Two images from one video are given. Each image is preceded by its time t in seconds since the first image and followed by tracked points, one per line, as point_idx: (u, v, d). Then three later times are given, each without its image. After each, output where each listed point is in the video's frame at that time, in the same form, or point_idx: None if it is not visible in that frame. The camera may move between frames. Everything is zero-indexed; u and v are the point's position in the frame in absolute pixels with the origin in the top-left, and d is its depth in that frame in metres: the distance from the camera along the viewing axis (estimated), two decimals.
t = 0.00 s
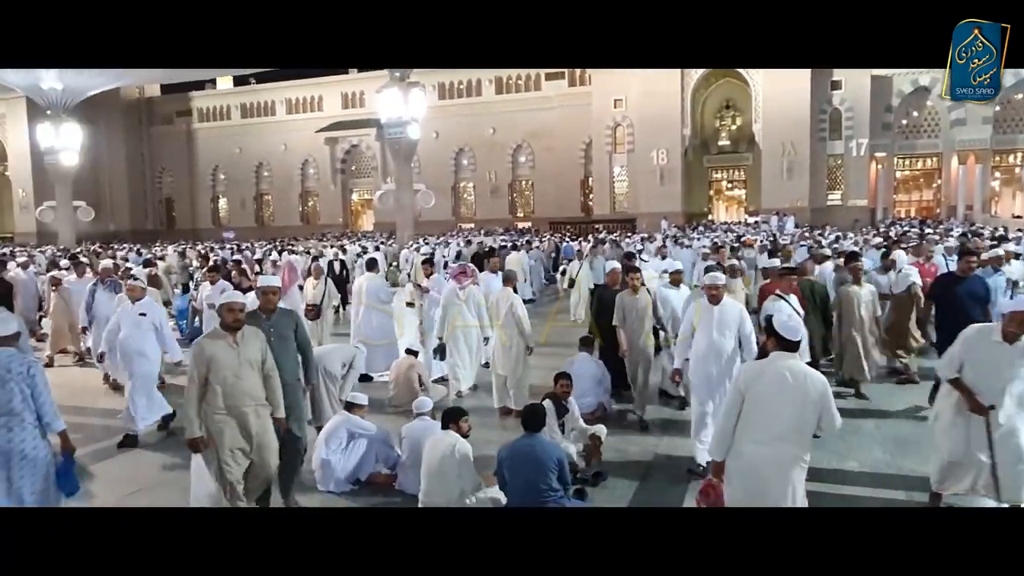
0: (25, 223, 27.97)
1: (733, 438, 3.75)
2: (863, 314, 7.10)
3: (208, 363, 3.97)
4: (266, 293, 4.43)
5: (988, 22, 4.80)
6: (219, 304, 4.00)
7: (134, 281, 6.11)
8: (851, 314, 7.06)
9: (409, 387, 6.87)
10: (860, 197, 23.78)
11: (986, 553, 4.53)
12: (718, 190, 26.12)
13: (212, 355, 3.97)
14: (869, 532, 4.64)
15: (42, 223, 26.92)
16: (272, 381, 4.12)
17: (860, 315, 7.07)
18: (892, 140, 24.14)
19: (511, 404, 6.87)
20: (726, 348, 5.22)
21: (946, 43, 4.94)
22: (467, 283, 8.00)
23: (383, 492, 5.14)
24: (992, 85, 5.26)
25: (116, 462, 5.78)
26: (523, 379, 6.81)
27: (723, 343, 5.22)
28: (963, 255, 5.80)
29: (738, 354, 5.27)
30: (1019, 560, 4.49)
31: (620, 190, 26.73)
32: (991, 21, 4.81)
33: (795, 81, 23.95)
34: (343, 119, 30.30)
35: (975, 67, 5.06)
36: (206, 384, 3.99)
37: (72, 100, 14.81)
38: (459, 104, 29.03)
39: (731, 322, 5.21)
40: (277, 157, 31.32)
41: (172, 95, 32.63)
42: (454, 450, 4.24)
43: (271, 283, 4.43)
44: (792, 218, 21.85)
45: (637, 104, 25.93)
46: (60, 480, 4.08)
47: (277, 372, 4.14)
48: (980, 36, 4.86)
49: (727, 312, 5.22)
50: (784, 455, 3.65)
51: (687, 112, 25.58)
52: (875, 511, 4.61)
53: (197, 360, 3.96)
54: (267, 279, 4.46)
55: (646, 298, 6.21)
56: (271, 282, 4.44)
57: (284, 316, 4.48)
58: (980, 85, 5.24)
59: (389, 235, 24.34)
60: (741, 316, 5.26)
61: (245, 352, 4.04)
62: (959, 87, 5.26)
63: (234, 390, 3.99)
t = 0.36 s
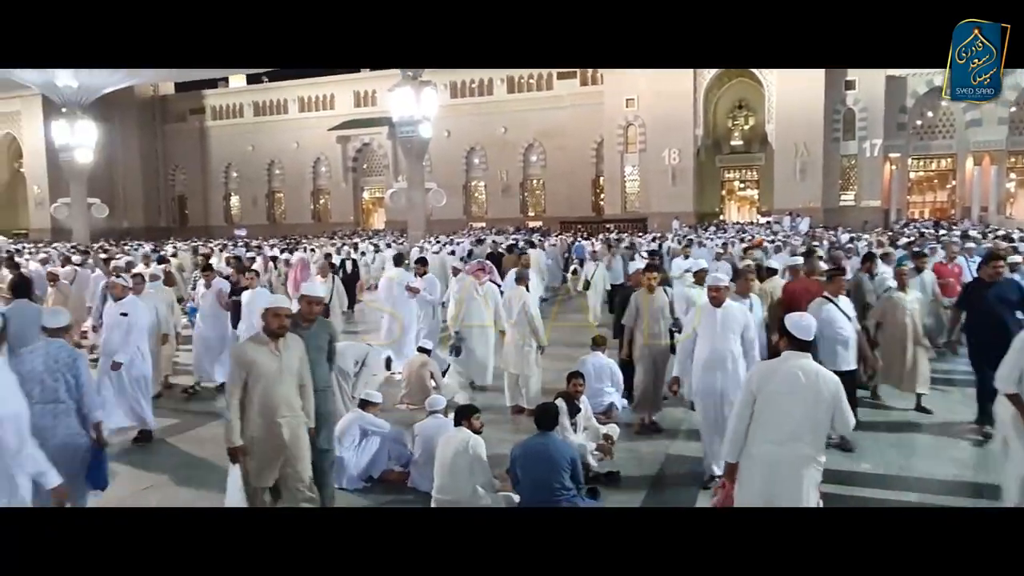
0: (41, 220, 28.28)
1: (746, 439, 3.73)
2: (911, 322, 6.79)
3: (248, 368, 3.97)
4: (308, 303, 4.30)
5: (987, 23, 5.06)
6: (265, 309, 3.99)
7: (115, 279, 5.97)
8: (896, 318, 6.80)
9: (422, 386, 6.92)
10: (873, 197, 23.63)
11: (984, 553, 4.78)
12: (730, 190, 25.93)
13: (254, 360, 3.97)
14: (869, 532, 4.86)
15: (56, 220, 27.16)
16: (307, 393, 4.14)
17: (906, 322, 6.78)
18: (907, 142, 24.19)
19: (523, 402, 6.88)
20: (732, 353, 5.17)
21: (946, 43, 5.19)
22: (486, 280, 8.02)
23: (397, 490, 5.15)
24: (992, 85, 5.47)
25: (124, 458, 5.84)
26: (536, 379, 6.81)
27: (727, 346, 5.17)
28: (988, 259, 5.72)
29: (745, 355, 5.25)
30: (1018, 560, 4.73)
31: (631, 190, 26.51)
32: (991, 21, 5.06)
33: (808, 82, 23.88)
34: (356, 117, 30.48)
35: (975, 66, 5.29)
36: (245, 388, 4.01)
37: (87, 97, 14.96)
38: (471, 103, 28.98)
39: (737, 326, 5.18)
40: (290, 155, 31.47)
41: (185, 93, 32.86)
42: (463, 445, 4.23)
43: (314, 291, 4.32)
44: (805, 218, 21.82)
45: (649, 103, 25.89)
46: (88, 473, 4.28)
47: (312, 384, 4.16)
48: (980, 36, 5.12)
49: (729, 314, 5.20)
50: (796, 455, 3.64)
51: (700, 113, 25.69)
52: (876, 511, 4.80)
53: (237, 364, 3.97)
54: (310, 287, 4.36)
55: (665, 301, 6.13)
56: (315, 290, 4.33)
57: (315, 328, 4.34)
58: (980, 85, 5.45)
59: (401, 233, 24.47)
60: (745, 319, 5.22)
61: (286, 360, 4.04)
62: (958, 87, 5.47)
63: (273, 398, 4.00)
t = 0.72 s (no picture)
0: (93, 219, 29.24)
1: (789, 441, 3.67)
2: (984, 328, 6.28)
3: (328, 366, 3.95)
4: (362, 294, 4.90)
5: (988, 22, 4.72)
6: (346, 306, 4.00)
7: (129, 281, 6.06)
8: (970, 326, 6.27)
9: (462, 385, 7.00)
10: (922, 197, 22.95)
11: (989, 551, 4.61)
12: (773, 189, 25.62)
13: (335, 358, 3.95)
14: (872, 534, 4.72)
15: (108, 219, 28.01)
16: (388, 392, 4.13)
17: (979, 331, 6.27)
18: (958, 139, 23.19)
19: (563, 402, 6.85)
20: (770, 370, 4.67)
21: (946, 44, 4.84)
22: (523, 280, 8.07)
23: (438, 487, 5.20)
24: (992, 85, 5.23)
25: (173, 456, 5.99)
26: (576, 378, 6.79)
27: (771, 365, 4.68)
28: None
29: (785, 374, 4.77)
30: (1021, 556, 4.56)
31: (671, 189, 26.29)
32: (991, 21, 4.72)
33: (855, 78, 23.31)
34: (396, 118, 30.76)
35: (975, 67, 4.99)
36: (323, 387, 3.97)
37: (137, 100, 15.39)
38: (510, 103, 29.07)
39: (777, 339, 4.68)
40: (331, 156, 31.89)
41: (231, 95, 33.58)
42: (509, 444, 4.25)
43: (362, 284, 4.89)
44: (851, 218, 21.33)
45: (690, 101, 25.60)
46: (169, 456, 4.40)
47: (394, 384, 4.16)
48: (980, 36, 4.77)
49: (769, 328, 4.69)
50: (841, 457, 3.57)
51: (743, 110, 25.23)
52: (876, 512, 4.71)
53: (318, 362, 3.94)
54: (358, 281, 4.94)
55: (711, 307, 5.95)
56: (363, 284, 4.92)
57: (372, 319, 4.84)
58: (980, 85, 5.22)
59: (440, 233, 24.65)
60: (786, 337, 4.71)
61: (366, 358, 4.04)
62: (958, 87, 5.23)
63: (354, 398, 3.98)
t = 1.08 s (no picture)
0: (156, 218, 30.31)
1: (848, 444, 3.58)
2: None
3: (411, 377, 3.88)
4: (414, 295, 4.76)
5: (988, 22, 4.35)
6: (423, 312, 3.91)
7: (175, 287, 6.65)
8: None
9: (513, 382, 7.04)
10: (991, 192, 21.97)
11: None
12: (831, 184, 25.09)
13: (418, 367, 3.88)
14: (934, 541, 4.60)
15: (171, 220, 28.96)
16: (473, 400, 4.04)
17: None
18: None
19: (615, 401, 6.82)
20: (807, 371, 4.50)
21: (946, 44, 4.49)
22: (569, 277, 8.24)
23: (488, 484, 5.23)
24: (992, 85, 4.99)
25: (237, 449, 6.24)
26: (627, 377, 6.76)
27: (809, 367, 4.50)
28: None
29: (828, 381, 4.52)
30: None
31: (724, 186, 25.85)
32: (993, 20, 4.35)
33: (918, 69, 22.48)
34: (447, 117, 31.01)
35: (975, 67, 4.68)
36: (407, 398, 3.90)
37: (198, 105, 15.86)
38: (560, 101, 29.04)
39: (822, 343, 4.46)
40: (384, 155, 32.32)
41: (288, 97, 34.39)
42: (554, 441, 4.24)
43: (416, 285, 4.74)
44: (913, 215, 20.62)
45: (744, 96, 25.13)
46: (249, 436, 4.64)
47: (478, 394, 4.06)
48: (980, 36, 4.42)
49: (823, 327, 4.48)
50: (905, 462, 3.44)
51: (799, 104, 24.59)
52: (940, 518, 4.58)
53: (399, 374, 3.87)
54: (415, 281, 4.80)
55: (779, 309, 5.83)
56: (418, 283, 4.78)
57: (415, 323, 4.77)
58: (979, 85, 4.98)
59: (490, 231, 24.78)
60: (831, 343, 4.46)
61: (448, 367, 3.94)
62: (958, 87, 5.00)
63: (439, 409, 3.89)
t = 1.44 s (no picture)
0: (196, 216, 30.93)
1: (889, 446, 3.50)
2: None
3: (475, 376, 3.82)
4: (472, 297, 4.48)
5: (988, 22, 4.33)
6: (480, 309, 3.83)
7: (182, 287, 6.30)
8: None
9: (546, 380, 7.06)
10: None
11: None
12: (871, 183, 24.60)
13: (481, 368, 3.82)
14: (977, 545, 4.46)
15: (210, 217, 29.53)
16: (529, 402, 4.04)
17: None
18: None
19: (648, 402, 6.79)
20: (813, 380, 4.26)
21: (946, 43, 4.44)
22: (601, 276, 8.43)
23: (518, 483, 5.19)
24: (992, 84, 4.89)
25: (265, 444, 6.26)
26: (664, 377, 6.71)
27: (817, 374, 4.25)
28: None
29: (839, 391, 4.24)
30: None
31: (761, 185, 25.54)
32: (993, 20, 4.33)
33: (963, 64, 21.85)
34: (480, 115, 31.08)
35: (975, 67, 4.62)
36: (470, 399, 3.84)
37: (237, 104, 16.15)
38: (594, 99, 28.95)
39: (829, 349, 4.23)
40: (418, 154, 32.52)
41: (324, 97, 34.81)
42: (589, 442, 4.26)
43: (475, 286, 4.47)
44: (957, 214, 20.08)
45: (782, 93, 24.75)
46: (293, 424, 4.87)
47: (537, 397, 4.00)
48: (980, 35, 4.39)
49: (826, 333, 4.25)
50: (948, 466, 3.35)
51: (839, 101, 24.08)
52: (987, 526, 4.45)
53: (461, 373, 3.80)
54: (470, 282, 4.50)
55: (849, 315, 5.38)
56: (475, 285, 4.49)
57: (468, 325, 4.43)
58: (980, 85, 4.87)
59: (524, 230, 24.77)
60: (836, 349, 4.21)
61: (511, 366, 3.90)
62: (957, 87, 4.90)
63: (503, 409, 3.85)
